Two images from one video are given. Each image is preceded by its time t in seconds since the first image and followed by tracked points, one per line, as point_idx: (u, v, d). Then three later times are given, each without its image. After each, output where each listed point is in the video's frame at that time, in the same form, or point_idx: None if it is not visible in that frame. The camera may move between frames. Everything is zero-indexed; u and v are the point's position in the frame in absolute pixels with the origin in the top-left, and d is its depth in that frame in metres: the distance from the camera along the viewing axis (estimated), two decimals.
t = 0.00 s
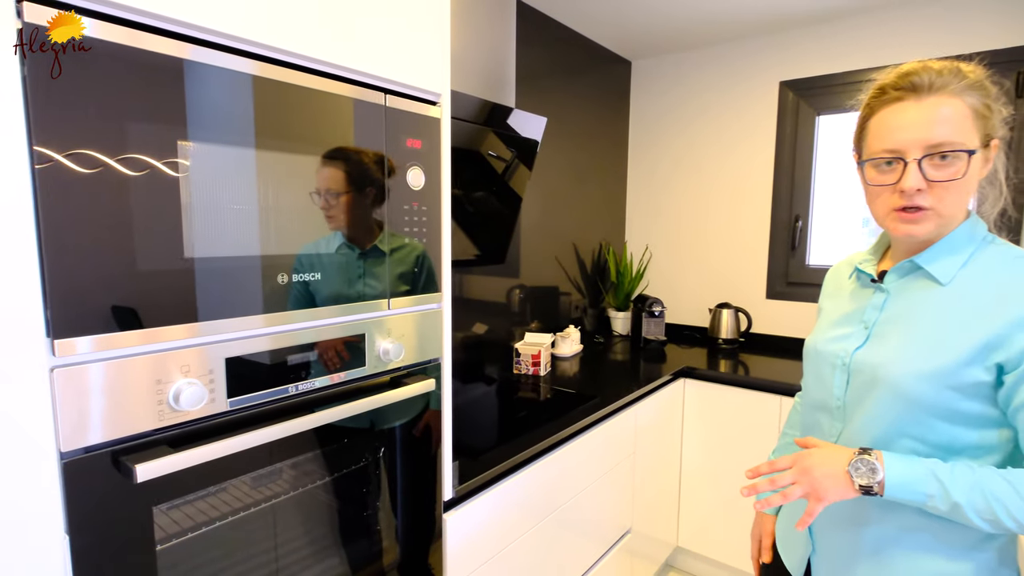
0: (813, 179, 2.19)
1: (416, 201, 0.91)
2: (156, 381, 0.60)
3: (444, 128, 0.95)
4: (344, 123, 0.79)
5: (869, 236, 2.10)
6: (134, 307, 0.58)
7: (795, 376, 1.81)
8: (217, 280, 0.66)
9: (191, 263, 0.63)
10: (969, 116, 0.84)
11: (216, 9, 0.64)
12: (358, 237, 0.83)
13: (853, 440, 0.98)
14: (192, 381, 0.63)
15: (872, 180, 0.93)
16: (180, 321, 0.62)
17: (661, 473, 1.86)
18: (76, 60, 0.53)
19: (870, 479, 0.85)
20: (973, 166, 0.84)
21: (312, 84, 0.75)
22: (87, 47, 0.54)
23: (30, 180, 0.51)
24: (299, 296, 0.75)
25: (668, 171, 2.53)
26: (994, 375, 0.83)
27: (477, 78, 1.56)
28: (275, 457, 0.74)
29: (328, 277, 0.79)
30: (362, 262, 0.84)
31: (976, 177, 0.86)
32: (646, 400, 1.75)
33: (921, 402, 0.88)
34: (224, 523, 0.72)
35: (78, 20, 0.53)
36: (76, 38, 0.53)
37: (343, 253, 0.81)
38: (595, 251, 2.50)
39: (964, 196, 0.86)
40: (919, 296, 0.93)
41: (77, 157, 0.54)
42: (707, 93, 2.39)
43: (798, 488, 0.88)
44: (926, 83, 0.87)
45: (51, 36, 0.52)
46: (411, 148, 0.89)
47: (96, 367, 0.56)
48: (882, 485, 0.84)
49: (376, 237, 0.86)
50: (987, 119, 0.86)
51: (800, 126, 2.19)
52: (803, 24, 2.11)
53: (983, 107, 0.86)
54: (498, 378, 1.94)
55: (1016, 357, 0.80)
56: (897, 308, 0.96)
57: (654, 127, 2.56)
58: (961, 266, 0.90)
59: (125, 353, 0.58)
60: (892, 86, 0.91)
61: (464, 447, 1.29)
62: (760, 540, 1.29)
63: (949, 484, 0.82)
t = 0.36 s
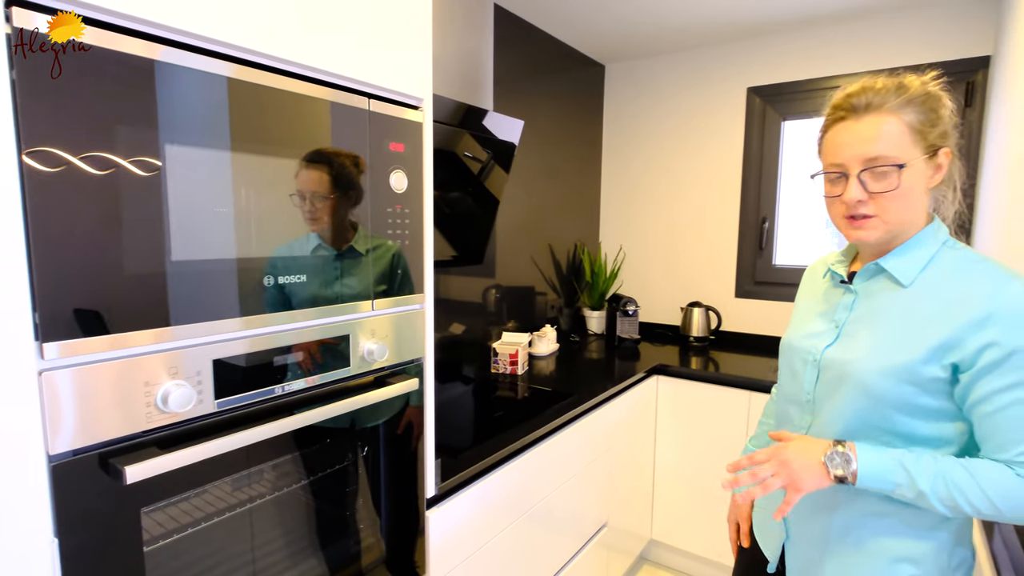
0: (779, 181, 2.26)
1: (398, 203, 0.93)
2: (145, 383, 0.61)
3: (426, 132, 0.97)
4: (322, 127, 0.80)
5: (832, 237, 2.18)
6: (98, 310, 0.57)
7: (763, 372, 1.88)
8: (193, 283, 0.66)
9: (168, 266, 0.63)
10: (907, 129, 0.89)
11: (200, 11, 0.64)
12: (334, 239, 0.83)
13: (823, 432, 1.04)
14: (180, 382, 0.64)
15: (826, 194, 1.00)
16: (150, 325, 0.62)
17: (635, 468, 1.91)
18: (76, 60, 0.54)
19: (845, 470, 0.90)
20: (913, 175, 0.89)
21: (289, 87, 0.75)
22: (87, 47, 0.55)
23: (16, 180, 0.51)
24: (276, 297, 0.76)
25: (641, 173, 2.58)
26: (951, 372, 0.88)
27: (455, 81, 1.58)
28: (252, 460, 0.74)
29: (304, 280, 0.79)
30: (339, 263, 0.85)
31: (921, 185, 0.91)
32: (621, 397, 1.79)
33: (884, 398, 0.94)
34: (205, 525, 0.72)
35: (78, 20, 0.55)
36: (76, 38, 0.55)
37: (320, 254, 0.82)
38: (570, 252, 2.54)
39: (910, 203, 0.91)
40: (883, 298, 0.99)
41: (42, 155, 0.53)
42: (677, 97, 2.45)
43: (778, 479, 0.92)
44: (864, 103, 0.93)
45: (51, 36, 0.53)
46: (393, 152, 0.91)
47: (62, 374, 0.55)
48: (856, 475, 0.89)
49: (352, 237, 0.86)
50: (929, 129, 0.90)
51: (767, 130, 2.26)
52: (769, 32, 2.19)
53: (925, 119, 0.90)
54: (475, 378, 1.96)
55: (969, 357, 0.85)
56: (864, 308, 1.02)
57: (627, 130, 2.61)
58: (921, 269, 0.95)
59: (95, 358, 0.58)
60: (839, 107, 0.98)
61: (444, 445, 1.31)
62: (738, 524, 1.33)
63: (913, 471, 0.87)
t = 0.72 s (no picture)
0: (743, 182, 2.33)
1: (370, 203, 0.92)
2: (107, 390, 0.59)
3: (397, 130, 0.96)
4: (289, 125, 0.78)
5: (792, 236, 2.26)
6: (50, 313, 0.55)
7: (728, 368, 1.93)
8: (156, 286, 0.64)
9: (131, 268, 0.62)
10: (812, 144, 1.02)
11: (166, 7, 0.63)
12: (303, 241, 0.82)
13: (795, 425, 1.09)
14: (145, 390, 0.62)
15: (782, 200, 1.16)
16: (104, 332, 0.59)
17: (606, 465, 1.93)
18: (76, 59, 0.56)
19: (804, 474, 0.94)
20: (816, 184, 1.01)
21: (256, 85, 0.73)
22: (86, 47, 0.57)
23: None
24: (241, 300, 0.74)
25: (610, 173, 2.62)
26: (904, 369, 0.92)
27: (425, 80, 1.57)
28: (218, 469, 0.72)
29: (275, 284, 0.78)
30: (310, 265, 0.83)
31: (834, 191, 1.01)
32: (592, 395, 1.81)
33: (844, 394, 0.99)
34: (168, 536, 0.70)
35: (78, 21, 0.56)
36: (76, 38, 0.56)
37: (291, 255, 0.80)
38: (541, 251, 2.55)
39: (820, 208, 1.02)
40: (847, 299, 1.03)
41: None
42: (645, 99, 2.49)
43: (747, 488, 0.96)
44: (787, 126, 1.09)
45: (51, 36, 0.54)
46: (364, 152, 0.90)
47: (12, 383, 0.52)
48: (815, 478, 0.93)
49: (321, 239, 0.85)
50: (837, 141, 0.99)
51: (731, 133, 2.32)
52: (732, 37, 2.25)
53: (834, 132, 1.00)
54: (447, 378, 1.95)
55: (920, 356, 0.88)
56: (829, 308, 1.06)
57: (596, 131, 2.64)
58: (879, 270, 1.00)
59: (46, 366, 0.55)
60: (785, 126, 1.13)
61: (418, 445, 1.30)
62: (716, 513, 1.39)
63: (866, 470, 0.91)
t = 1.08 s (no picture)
0: (708, 184, 2.37)
1: (338, 205, 0.90)
2: (59, 403, 0.56)
3: (365, 131, 0.94)
4: (253, 125, 0.76)
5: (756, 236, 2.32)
6: None
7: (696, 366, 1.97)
8: (112, 291, 0.61)
9: (85, 274, 0.59)
10: (762, 155, 1.11)
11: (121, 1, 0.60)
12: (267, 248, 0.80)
13: (763, 418, 1.13)
14: (100, 401, 0.60)
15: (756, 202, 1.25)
16: (53, 343, 0.56)
17: (578, 464, 1.94)
18: (76, 58, 0.57)
19: (766, 463, 0.99)
20: (764, 192, 1.11)
21: (216, 83, 0.70)
22: (86, 47, 0.58)
23: None
24: (210, 304, 0.72)
25: (579, 173, 2.63)
26: (855, 362, 0.97)
27: (393, 78, 1.55)
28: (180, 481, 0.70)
29: (252, 285, 0.77)
30: (287, 268, 0.82)
31: (780, 197, 1.09)
32: (564, 395, 1.82)
33: (802, 385, 1.03)
34: (128, 554, 0.67)
35: (77, 20, 0.57)
36: (76, 37, 0.57)
37: (266, 257, 0.80)
38: (512, 252, 2.55)
39: (768, 213, 1.11)
40: (806, 297, 1.08)
41: None
42: (613, 100, 2.52)
43: (714, 476, 1.03)
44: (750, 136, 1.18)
45: (51, 36, 0.55)
46: (332, 152, 0.88)
47: None
48: (774, 466, 0.99)
49: (298, 243, 0.84)
50: (782, 152, 1.07)
51: (697, 135, 2.37)
52: (698, 41, 2.29)
53: (781, 143, 1.08)
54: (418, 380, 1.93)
55: (866, 348, 0.93)
56: (790, 306, 1.11)
57: (565, 131, 2.66)
58: (834, 268, 1.04)
59: None
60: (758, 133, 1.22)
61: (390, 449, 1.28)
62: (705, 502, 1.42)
63: (821, 457, 0.95)
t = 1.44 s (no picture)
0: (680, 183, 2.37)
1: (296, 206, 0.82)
2: None
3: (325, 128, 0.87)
4: (206, 118, 0.69)
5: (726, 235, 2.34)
6: None
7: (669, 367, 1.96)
8: (47, 301, 0.55)
9: (11, 282, 0.52)
10: (736, 156, 1.11)
11: None
12: (216, 255, 0.72)
13: (737, 406, 1.14)
14: (18, 425, 0.53)
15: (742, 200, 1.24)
16: None
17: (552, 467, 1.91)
18: (76, 58, 0.56)
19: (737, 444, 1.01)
20: (737, 193, 1.11)
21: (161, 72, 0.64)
22: (87, 47, 0.57)
23: None
24: (191, 301, 0.69)
25: (552, 172, 2.60)
26: (815, 344, 0.98)
27: (359, 73, 1.49)
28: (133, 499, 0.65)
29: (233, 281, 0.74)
30: (273, 264, 0.80)
31: (753, 198, 1.09)
32: (538, 397, 1.79)
33: (769, 369, 1.05)
34: None
35: (78, 20, 0.56)
36: (77, 38, 0.56)
37: (248, 252, 0.77)
38: (483, 251, 2.51)
39: (742, 213, 1.11)
40: (773, 287, 1.09)
41: None
42: (585, 98, 2.50)
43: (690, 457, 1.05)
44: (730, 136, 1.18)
45: (52, 36, 0.54)
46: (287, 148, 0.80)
47: None
48: (746, 447, 1.01)
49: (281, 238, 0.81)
50: (753, 153, 1.07)
51: (668, 134, 2.36)
52: (669, 41, 2.29)
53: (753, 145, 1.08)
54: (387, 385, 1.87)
55: (824, 332, 0.95)
56: (760, 295, 1.12)
57: (537, 130, 2.62)
58: (802, 260, 1.04)
59: None
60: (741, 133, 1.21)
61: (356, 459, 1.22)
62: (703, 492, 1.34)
63: (787, 435, 0.97)
